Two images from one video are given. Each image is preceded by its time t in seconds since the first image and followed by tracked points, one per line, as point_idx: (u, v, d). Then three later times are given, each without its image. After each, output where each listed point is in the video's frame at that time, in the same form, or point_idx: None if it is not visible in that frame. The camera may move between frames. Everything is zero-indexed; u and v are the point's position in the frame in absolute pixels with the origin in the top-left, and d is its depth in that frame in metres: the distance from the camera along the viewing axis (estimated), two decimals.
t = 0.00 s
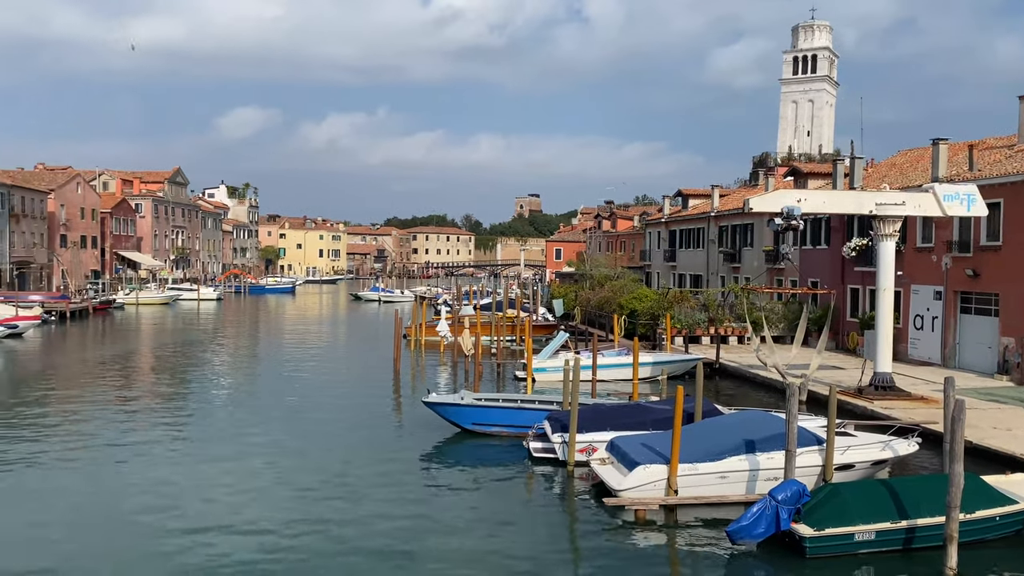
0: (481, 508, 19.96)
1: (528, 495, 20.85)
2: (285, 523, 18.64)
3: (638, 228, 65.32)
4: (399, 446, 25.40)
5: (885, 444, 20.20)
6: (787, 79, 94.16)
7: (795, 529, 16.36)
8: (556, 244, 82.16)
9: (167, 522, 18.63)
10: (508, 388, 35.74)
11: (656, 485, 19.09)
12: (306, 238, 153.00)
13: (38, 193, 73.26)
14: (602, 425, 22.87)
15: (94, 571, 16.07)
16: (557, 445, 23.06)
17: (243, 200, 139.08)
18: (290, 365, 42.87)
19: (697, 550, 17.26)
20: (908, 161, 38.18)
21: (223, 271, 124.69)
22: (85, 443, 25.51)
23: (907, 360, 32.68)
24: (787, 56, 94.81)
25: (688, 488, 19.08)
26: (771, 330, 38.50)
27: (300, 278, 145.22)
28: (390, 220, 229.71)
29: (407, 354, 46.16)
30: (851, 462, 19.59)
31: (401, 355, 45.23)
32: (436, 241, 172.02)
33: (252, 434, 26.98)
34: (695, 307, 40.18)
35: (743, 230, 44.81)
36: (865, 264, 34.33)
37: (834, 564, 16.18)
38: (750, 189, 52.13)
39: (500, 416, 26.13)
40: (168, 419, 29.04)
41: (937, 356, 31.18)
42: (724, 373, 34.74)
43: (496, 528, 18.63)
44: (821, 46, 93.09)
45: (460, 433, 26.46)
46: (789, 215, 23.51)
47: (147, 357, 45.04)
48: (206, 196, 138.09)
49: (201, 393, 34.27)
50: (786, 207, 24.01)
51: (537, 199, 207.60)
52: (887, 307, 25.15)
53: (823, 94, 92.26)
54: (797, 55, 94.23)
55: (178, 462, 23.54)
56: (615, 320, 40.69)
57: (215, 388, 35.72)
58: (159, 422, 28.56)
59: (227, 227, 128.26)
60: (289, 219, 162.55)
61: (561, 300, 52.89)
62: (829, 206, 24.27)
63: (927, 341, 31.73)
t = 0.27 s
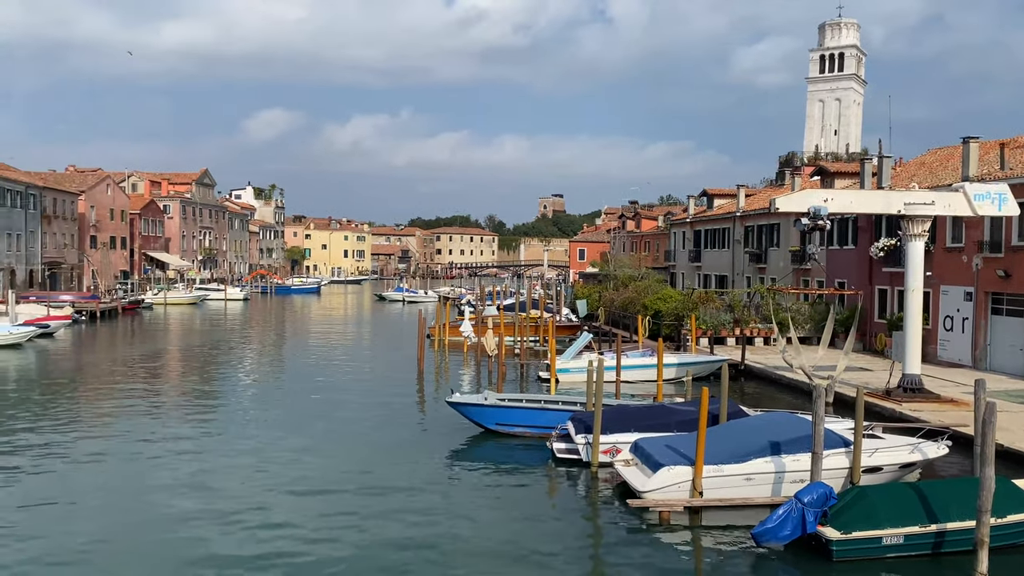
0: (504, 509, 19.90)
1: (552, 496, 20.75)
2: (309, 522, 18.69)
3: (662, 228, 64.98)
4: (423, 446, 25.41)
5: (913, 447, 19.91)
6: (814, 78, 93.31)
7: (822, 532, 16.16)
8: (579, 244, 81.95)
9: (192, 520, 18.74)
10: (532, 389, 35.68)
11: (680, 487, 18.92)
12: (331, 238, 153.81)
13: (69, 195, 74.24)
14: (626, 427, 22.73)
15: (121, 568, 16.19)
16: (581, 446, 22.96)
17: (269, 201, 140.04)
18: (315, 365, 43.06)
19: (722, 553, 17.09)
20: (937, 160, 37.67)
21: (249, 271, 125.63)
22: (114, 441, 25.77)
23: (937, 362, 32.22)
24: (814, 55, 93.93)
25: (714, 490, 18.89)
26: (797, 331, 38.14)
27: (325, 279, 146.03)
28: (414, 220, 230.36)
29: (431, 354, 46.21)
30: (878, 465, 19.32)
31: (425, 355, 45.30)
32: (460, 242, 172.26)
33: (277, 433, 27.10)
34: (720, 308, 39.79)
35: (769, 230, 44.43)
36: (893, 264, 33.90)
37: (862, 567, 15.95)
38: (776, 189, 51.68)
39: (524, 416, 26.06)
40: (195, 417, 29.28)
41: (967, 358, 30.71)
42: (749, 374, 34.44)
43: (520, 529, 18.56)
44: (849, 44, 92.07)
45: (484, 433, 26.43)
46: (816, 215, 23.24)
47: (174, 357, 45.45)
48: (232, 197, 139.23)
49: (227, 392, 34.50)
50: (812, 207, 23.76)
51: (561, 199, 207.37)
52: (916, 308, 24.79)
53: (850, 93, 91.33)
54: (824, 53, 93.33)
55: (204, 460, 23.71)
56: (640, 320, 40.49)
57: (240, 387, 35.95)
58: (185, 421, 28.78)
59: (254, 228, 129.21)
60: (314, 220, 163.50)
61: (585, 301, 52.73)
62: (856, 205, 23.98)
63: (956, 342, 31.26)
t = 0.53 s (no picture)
0: (527, 509, 19.84)
1: (574, 497, 20.67)
2: (332, 520, 18.74)
3: (686, 228, 64.63)
4: (445, 445, 25.42)
5: (941, 449, 19.61)
6: (840, 77, 92.49)
7: (848, 535, 15.97)
8: (602, 245, 81.70)
9: (218, 517, 18.88)
10: (554, 389, 35.59)
11: (704, 488, 18.76)
12: (355, 239, 154.53)
13: (98, 196, 75.14)
14: (649, 428, 22.60)
15: (146, 564, 16.30)
16: (603, 447, 22.86)
17: (294, 201, 140.92)
18: (339, 364, 43.24)
19: (746, 555, 16.95)
20: (966, 159, 37.16)
21: (274, 271, 126.48)
22: (140, 438, 26.01)
23: (966, 364, 31.78)
24: (840, 53, 93.03)
25: (737, 492, 18.71)
26: (823, 332, 37.77)
27: (349, 279, 146.71)
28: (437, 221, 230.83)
29: (453, 355, 46.28)
30: (905, 467, 19.06)
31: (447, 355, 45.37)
32: (482, 242, 172.42)
33: (300, 431, 27.22)
34: (745, 308, 39.33)
35: (794, 230, 44.04)
36: (921, 264, 33.49)
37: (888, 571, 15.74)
38: (801, 188, 51.20)
39: (546, 417, 25.99)
40: (221, 416, 29.50)
41: (997, 359, 30.25)
42: (774, 375, 34.15)
43: (542, 529, 18.49)
44: (875, 42, 91.02)
45: (506, 433, 26.39)
46: (842, 214, 23.01)
47: (200, 356, 45.84)
48: (257, 198, 140.28)
49: (252, 391, 34.73)
50: (838, 206, 23.50)
51: (583, 199, 206.96)
52: (944, 309, 24.45)
53: (877, 91, 90.38)
54: (850, 52, 92.35)
55: (229, 457, 23.88)
56: (663, 321, 40.26)
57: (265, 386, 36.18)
58: (211, 419, 28.98)
59: (279, 229, 130.08)
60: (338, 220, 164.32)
61: (608, 301, 52.55)
62: (883, 205, 23.70)
63: (986, 344, 30.80)
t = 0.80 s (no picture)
0: (548, 510, 19.78)
1: (595, 498, 20.57)
2: (353, 519, 18.78)
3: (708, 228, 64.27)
4: (467, 445, 25.43)
5: (969, 452, 19.33)
6: (865, 75, 91.61)
7: (873, 538, 15.77)
8: (623, 245, 81.42)
9: (241, 515, 19.00)
10: (576, 390, 35.50)
11: (726, 490, 18.61)
12: (377, 240, 155.11)
13: (125, 197, 75.93)
14: (672, 429, 22.46)
15: (169, 562, 16.42)
16: (625, 448, 22.76)
17: (317, 202, 141.69)
18: (361, 364, 43.39)
19: (769, 557, 16.81)
20: (994, 158, 36.65)
21: (298, 272, 127.21)
22: (165, 437, 26.24)
23: (994, 366, 31.32)
24: (865, 51, 92.12)
25: (760, 494, 18.55)
26: (847, 333, 37.43)
27: (371, 279, 147.30)
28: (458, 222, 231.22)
29: (475, 355, 46.30)
30: (931, 470, 18.80)
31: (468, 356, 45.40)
32: (504, 242, 172.43)
33: (322, 431, 27.34)
34: (768, 309, 39.10)
35: (818, 231, 43.66)
36: (948, 265, 33.07)
37: None
38: (826, 188, 50.72)
39: (568, 417, 25.91)
40: (244, 415, 29.70)
41: None
42: (798, 376, 33.87)
43: (563, 530, 18.43)
44: (901, 40, 90.00)
45: (528, 433, 26.34)
46: (867, 215, 22.75)
47: (224, 355, 46.17)
48: (281, 199, 141.15)
49: (276, 390, 34.93)
50: (863, 207, 23.25)
51: (605, 199, 206.46)
52: (972, 310, 24.10)
53: (903, 89, 89.42)
54: (876, 50, 91.41)
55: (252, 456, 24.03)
56: (685, 322, 40.04)
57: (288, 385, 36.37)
58: (235, 418, 29.17)
59: (302, 229, 130.84)
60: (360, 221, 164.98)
61: (630, 302, 52.35)
62: (909, 205, 23.42)
63: (1014, 346, 30.35)
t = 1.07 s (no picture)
0: (569, 510, 19.68)
1: (615, 499, 20.47)
2: (374, 519, 18.76)
3: (730, 228, 63.88)
4: (487, 446, 25.40)
5: (995, 455, 19.05)
6: (889, 74, 90.72)
7: (897, 542, 15.58)
8: (644, 245, 81.12)
9: (263, 513, 19.09)
10: (596, 391, 35.40)
11: (748, 492, 18.47)
12: (398, 240, 155.55)
13: (150, 198, 76.63)
14: (693, 431, 22.33)
15: (192, 559, 16.47)
16: (646, 449, 22.66)
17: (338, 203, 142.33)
18: (381, 364, 43.49)
19: (791, 560, 16.65)
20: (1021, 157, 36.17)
21: (319, 272, 127.82)
22: (189, 435, 26.41)
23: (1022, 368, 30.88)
24: (890, 49, 91.21)
25: (782, 496, 18.39)
26: (871, 334, 37.05)
27: (392, 280, 147.76)
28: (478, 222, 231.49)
29: (495, 355, 46.28)
30: (957, 474, 18.54)
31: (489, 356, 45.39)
32: (524, 243, 172.38)
33: (343, 430, 27.42)
34: (791, 310, 38.81)
35: (841, 231, 43.25)
36: (974, 265, 32.66)
37: None
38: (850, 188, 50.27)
39: (588, 418, 25.82)
40: (266, 413, 29.85)
41: None
42: (821, 378, 33.55)
43: (584, 531, 18.35)
44: (926, 38, 88.99)
45: (548, 434, 26.28)
46: (892, 214, 22.53)
47: (246, 355, 46.47)
48: (303, 200, 141.91)
49: (298, 389, 35.09)
50: (888, 206, 23.00)
51: (625, 199, 205.87)
52: (999, 311, 23.76)
53: (929, 88, 88.44)
54: (900, 48, 90.56)
55: (273, 455, 24.14)
56: (707, 323, 39.80)
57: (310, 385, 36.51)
58: (257, 417, 29.32)
59: (324, 230, 131.47)
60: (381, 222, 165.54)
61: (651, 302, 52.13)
62: (934, 205, 23.16)
63: None
